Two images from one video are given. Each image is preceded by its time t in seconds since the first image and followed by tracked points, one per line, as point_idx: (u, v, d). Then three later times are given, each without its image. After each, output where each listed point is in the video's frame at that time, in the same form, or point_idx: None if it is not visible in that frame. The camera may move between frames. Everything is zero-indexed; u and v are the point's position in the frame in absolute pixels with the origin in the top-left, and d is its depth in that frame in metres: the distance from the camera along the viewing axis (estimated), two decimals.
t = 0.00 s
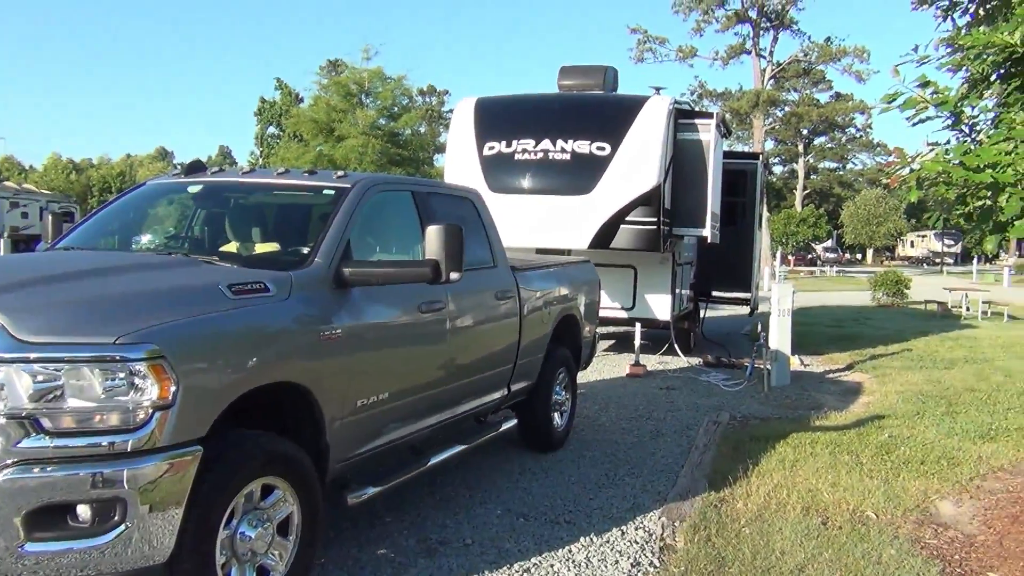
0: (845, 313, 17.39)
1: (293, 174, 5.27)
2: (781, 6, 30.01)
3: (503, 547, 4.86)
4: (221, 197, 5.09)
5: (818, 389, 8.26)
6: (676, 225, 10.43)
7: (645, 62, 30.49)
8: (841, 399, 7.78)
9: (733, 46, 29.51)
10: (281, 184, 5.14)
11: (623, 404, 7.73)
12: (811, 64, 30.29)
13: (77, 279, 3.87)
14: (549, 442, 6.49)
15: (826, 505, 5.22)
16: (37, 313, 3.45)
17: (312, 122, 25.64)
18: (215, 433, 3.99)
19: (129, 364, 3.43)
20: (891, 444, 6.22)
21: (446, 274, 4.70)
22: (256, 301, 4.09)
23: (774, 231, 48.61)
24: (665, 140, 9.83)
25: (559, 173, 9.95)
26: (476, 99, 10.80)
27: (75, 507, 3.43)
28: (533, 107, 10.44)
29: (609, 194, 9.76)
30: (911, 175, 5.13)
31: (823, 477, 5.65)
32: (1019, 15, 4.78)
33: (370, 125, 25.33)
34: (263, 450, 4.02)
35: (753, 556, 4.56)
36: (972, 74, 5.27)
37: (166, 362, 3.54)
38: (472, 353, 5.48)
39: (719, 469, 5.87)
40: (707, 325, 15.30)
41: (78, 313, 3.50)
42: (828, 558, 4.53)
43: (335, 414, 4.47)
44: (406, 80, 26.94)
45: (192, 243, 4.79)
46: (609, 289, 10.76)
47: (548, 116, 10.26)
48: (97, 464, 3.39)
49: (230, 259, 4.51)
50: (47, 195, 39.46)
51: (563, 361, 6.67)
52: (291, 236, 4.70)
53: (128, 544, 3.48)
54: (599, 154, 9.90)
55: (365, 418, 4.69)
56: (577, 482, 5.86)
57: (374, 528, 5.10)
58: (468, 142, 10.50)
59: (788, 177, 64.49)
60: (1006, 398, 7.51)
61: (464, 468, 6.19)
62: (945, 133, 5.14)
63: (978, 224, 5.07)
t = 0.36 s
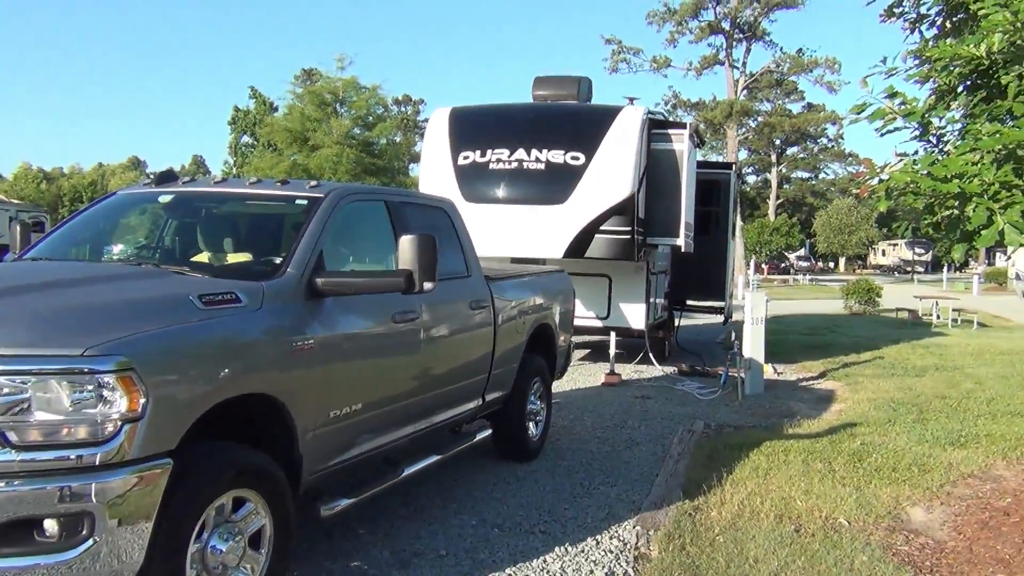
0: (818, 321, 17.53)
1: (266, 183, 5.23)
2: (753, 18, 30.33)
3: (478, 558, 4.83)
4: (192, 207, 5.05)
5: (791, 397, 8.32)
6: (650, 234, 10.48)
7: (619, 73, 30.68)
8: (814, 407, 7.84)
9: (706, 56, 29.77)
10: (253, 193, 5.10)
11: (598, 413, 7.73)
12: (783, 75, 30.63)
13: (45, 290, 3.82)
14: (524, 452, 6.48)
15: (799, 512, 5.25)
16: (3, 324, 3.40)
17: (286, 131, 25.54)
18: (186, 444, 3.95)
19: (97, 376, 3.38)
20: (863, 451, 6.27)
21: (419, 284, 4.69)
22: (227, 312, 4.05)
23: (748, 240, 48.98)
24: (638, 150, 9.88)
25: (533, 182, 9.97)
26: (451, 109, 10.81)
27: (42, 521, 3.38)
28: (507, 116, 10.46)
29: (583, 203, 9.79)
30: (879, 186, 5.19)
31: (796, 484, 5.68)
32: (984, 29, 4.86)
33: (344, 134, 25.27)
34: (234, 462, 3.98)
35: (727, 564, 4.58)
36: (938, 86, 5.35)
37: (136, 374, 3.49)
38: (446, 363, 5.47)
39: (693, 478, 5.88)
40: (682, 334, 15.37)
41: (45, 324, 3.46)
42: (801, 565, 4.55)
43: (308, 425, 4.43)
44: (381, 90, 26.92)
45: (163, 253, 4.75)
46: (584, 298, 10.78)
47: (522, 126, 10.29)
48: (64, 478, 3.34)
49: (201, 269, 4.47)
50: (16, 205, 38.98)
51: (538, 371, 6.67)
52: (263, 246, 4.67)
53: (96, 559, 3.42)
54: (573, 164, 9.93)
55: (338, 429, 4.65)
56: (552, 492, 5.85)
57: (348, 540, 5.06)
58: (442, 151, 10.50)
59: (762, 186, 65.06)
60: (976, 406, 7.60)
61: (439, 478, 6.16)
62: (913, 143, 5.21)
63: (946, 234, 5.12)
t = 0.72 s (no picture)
0: (792, 333, 17.66)
1: (238, 194, 5.20)
2: (727, 31, 30.62)
3: (451, 571, 4.81)
4: (164, 218, 5.00)
5: (765, 408, 8.36)
6: (625, 246, 10.53)
7: (595, 85, 30.84)
8: (787, 418, 7.88)
9: (681, 70, 30.00)
10: (225, 205, 5.06)
11: (573, 425, 7.74)
12: (757, 88, 30.93)
13: (12, 303, 3.77)
14: (499, 464, 6.46)
15: (772, 523, 5.27)
16: None
17: (260, 142, 25.43)
18: (156, 458, 3.90)
19: (64, 390, 3.34)
20: (836, 462, 6.31)
21: (393, 296, 4.68)
22: (199, 324, 4.01)
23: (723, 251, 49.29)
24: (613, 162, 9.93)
25: (508, 194, 9.98)
26: (427, 120, 10.81)
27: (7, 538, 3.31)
28: (483, 128, 10.48)
29: (558, 215, 9.81)
30: (849, 199, 5.24)
31: (769, 495, 5.71)
32: (951, 44, 4.93)
33: (320, 145, 25.19)
34: (205, 475, 3.94)
35: None
36: (907, 100, 5.43)
37: (104, 387, 3.44)
38: (421, 374, 5.45)
39: (668, 489, 5.89)
40: (657, 346, 15.43)
41: (11, 337, 3.40)
42: None
43: (280, 438, 4.39)
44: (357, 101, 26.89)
45: (134, 265, 4.71)
46: (560, 310, 10.80)
47: (498, 138, 10.31)
48: (31, 493, 3.30)
49: (171, 281, 4.43)
50: None
51: (513, 382, 6.66)
52: (235, 258, 4.64)
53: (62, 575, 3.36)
54: (548, 175, 9.96)
55: (311, 442, 4.61)
56: (526, 504, 5.84)
57: (320, 553, 5.01)
58: (418, 163, 10.49)
59: (737, 198, 65.58)
60: (947, 416, 7.68)
61: (413, 491, 6.13)
62: (883, 157, 5.27)
63: (914, 246, 5.16)
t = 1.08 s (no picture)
0: (764, 342, 17.78)
1: (208, 206, 5.16)
2: (700, 43, 30.88)
3: None
4: (132, 229, 4.96)
5: (737, 417, 8.40)
6: (599, 256, 10.56)
7: (569, 96, 30.97)
8: (760, 427, 7.92)
9: (654, 81, 30.21)
10: (193, 216, 5.02)
11: (547, 435, 7.73)
12: (729, 100, 31.20)
13: None
14: (472, 475, 6.44)
15: (744, 532, 5.29)
16: None
17: (233, 153, 25.28)
18: (122, 472, 3.84)
19: (27, 404, 3.29)
20: (807, 470, 6.35)
21: (363, 307, 4.67)
22: (166, 336, 3.97)
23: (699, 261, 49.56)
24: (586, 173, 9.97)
25: (481, 205, 9.99)
26: (401, 131, 10.80)
27: None
28: (458, 139, 10.48)
29: (532, 225, 9.82)
30: (817, 210, 5.30)
31: (741, 505, 5.73)
32: (916, 57, 4.99)
33: (293, 156, 25.08)
34: (172, 490, 3.89)
35: None
36: (874, 112, 5.49)
37: (68, 402, 3.40)
38: (393, 386, 5.43)
39: (641, 499, 5.90)
40: (632, 356, 15.47)
41: None
42: None
43: (250, 452, 4.35)
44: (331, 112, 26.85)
45: (100, 277, 4.66)
46: (534, 320, 10.80)
47: (472, 149, 10.31)
48: None
49: (139, 293, 4.39)
50: None
51: (486, 393, 6.65)
52: (204, 270, 4.60)
53: None
54: (521, 186, 9.98)
55: (281, 455, 4.57)
56: (500, 515, 5.82)
57: (291, 567, 4.96)
58: (391, 173, 10.47)
59: (713, 208, 66.02)
60: (917, 424, 7.75)
61: (385, 504, 6.09)
62: (850, 168, 5.33)
63: (882, 256, 5.21)
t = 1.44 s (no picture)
0: (742, 345, 17.88)
1: (181, 212, 5.11)
2: (676, 48, 31.05)
3: None
4: (104, 236, 4.91)
5: (715, 419, 8.44)
6: (577, 261, 10.58)
7: (547, 101, 31.03)
8: (737, 430, 7.96)
9: (631, 86, 30.33)
10: (166, 222, 4.98)
11: (526, 440, 7.73)
12: (706, 105, 31.40)
13: None
14: (450, 481, 6.43)
15: (722, 535, 5.30)
16: None
17: (208, 158, 25.12)
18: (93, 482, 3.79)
19: None
20: (784, 473, 6.38)
21: (338, 313, 4.65)
22: (138, 344, 3.92)
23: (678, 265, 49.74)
24: (563, 178, 9.99)
25: (459, 210, 9.98)
26: (378, 136, 10.78)
27: None
28: (435, 144, 10.47)
29: (509, 230, 9.83)
30: (792, 214, 5.35)
31: (719, 507, 5.75)
32: (888, 62, 5.04)
33: (269, 161, 24.95)
34: (144, 498, 3.85)
35: None
36: (847, 116, 5.55)
37: (37, 411, 3.35)
38: (369, 392, 5.41)
39: (619, 503, 5.91)
40: (610, 360, 15.51)
41: None
42: None
43: (224, 460, 4.31)
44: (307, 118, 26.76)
45: (72, 285, 4.61)
46: (512, 325, 10.81)
47: (449, 154, 10.31)
48: None
49: (111, 300, 4.35)
50: None
51: (464, 398, 6.64)
52: (177, 276, 4.56)
53: None
54: (498, 191, 9.99)
55: (256, 463, 4.54)
56: (478, 520, 5.81)
57: None
58: (368, 179, 10.45)
59: (691, 212, 66.35)
60: (892, 425, 7.82)
61: (362, 510, 6.06)
62: (824, 171, 5.39)
63: (855, 259, 5.26)
